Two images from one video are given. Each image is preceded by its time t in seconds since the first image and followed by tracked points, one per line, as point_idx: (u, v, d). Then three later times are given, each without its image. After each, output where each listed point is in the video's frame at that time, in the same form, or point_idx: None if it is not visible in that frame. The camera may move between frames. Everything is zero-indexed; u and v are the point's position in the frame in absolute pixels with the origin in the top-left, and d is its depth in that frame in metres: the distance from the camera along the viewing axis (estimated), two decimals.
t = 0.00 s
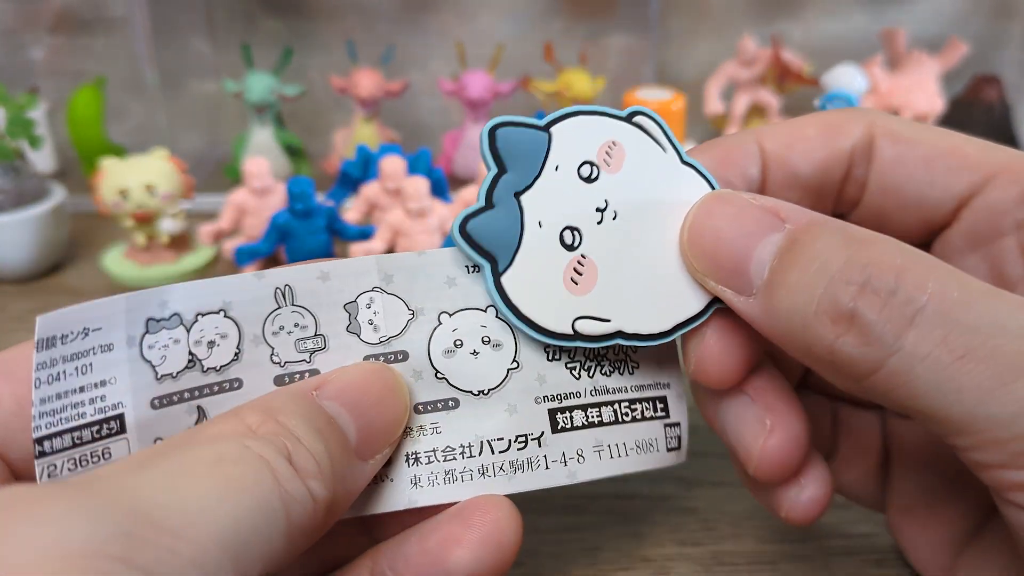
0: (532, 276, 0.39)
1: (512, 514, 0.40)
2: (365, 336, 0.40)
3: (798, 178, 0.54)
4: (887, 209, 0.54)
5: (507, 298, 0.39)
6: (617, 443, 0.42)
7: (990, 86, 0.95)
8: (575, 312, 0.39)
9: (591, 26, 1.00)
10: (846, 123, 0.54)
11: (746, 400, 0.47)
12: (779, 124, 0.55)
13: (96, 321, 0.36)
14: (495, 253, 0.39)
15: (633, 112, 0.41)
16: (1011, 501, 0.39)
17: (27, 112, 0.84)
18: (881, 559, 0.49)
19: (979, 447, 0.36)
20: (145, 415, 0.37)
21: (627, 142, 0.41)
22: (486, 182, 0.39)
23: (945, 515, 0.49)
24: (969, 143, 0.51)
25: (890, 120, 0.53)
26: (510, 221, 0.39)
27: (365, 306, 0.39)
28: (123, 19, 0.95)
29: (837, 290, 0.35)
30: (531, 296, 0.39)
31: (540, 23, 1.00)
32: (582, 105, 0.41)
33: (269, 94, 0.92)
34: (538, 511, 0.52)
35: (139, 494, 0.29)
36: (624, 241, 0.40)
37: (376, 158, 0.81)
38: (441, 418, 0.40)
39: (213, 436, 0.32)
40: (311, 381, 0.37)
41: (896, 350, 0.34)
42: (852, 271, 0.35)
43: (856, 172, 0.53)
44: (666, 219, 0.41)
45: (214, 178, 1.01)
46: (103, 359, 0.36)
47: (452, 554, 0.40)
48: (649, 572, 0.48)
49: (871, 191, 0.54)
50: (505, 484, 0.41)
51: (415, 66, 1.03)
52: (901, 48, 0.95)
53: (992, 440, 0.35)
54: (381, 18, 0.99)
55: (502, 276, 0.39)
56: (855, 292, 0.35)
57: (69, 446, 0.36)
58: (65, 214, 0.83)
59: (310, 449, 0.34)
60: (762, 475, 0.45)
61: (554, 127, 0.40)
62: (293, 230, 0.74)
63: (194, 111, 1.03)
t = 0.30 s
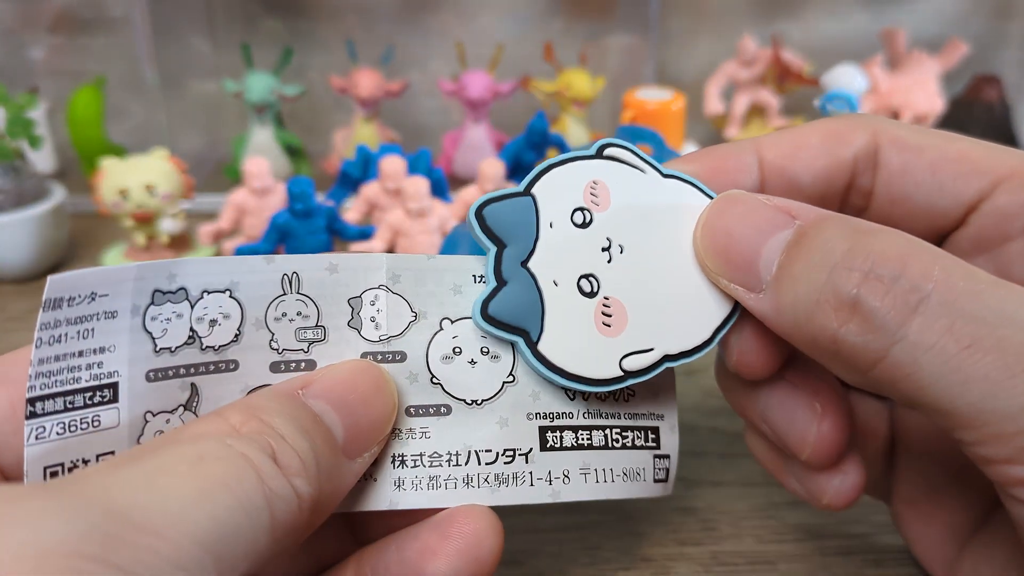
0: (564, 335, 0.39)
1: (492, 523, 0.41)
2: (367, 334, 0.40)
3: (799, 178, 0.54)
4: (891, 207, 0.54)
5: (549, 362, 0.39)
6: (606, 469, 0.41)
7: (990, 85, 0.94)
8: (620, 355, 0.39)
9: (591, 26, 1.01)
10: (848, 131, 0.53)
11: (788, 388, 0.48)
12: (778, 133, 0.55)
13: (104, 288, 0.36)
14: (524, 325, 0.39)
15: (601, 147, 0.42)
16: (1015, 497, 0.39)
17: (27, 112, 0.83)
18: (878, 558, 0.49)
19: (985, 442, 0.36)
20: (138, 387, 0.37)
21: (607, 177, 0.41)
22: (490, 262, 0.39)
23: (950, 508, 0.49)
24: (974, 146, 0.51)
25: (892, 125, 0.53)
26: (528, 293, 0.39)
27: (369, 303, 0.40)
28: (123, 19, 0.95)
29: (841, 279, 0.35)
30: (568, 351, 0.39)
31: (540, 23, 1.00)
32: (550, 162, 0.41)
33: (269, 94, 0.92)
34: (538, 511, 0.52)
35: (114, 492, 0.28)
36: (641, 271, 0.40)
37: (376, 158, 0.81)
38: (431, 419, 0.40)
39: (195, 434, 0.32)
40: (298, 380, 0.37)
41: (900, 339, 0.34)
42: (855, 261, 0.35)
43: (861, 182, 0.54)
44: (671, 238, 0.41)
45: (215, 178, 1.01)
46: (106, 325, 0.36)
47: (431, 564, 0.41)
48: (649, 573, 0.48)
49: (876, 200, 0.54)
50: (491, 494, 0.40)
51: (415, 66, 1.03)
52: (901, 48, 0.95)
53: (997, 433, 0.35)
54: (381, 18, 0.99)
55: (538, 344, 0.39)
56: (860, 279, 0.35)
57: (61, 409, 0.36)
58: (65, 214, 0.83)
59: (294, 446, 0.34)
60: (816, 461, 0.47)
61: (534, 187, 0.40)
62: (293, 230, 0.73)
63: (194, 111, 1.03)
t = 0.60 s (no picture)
0: (572, 343, 0.39)
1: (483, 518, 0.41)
2: (360, 331, 0.40)
3: (800, 177, 0.54)
4: (893, 205, 0.54)
5: (558, 372, 0.39)
6: (595, 464, 0.41)
7: (990, 86, 0.95)
8: (626, 362, 0.39)
9: (591, 26, 1.00)
10: (850, 128, 0.53)
11: (796, 385, 0.48)
12: (778, 132, 0.54)
13: (95, 283, 0.36)
14: (531, 335, 0.39)
15: (599, 154, 0.42)
16: (1015, 497, 0.39)
17: (27, 112, 0.84)
18: (877, 558, 0.49)
19: (986, 442, 0.36)
20: (129, 382, 0.37)
21: (606, 183, 0.41)
22: (494, 276, 0.39)
23: (950, 508, 0.49)
24: (976, 144, 0.51)
25: (894, 122, 0.53)
26: (533, 305, 0.39)
27: (360, 300, 0.40)
28: (123, 19, 0.95)
29: (843, 277, 0.35)
30: (575, 360, 0.39)
31: (540, 23, 1.00)
32: (547, 173, 0.41)
33: (269, 94, 0.92)
34: (538, 511, 0.52)
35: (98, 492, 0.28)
36: (645, 276, 0.40)
37: (376, 158, 0.81)
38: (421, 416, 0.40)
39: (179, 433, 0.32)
40: (283, 384, 0.37)
41: (902, 338, 0.34)
42: (856, 260, 0.35)
43: (865, 179, 0.54)
44: (672, 242, 0.41)
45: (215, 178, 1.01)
46: (97, 320, 0.36)
47: (422, 558, 0.42)
48: (649, 573, 0.48)
49: (879, 198, 0.54)
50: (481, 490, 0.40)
51: (415, 66, 1.03)
52: (901, 48, 0.95)
53: (997, 433, 0.35)
54: (381, 18, 0.99)
55: (547, 354, 0.39)
56: (860, 278, 0.35)
57: (52, 404, 0.35)
58: (65, 214, 0.83)
59: (278, 446, 0.34)
60: (825, 458, 0.47)
61: (534, 199, 0.40)
62: (293, 230, 0.73)
63: (194, 111, 1.03)
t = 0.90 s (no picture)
0: (568, 346, 0.39)
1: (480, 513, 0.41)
2: (351, 335, 0.40)
3: (799, 176, 0.54)
4: (891, 204, 0.54)
5: (554, 374, 0.39)
6: (591, 455, 0.41)
7: (990, 86, 0.95)
8: (622, 364, 0.40)
9: (591, 26, 1.01)
10: (849, 127, 0.53)
11: (792, 386, 0.48)
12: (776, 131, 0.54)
13: (84, 288, 0.36)
14: (526, 337, 0.39)
15: (596, 155, 0.41)
16: (1014, 499, 0.39)
17: (27, 111, 0.84)
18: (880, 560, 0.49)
19: (985, 444, 0.36)
20: (122, 387, 0.37)
21: (603, 185, 0.41)
22: (489, 277, 0.39)
23: (948, 509, 0.48)
24: (973, 144, 0.51)
25: (891, 121, 0.53)
26: (528, 307, 0.39)
27: (353, 304, 0.39)
28: (123, 19, 0.95)
29: (841, 280, 0.35)
30: (570, 362, 0.39)
31: (540, 23, 1.00)
32: (545, 173, 0.41)
33: (269, 94, 0.92)
34: (537, 511, 0.52)
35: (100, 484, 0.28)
36: (640, 278, 0.40)
37: (376, 158, 0.81)
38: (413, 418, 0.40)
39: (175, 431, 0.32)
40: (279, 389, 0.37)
41: (901, 340, 0.34)
42: (854, 261, 0.35)
43: (862, 177, 0.54)
44: (668, 244, 0.41)
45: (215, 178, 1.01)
46: (88, 325, 0.36)
47: (422, 554, 0.42)
48: (648, 573, 0.48)
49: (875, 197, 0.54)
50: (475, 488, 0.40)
51: (415, 66, 1.03)
52: (901, 48, 0.95)
53: (995, 436, 0.35)
54: (381, 18, 0.99)
55: (542, 356, 0.39)
56: (859, 279, 0.35)
57: (44, 406, 0.35)
58: (65, 214, 0.83)
59: (278, 445, 0.34)
60: (822, 458, 0.47)
61: (529, 201, 0.40)
62: (293, 230, 0.73)
63: (194, 110, 1.03)
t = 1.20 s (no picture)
0: (562, 310, 0.40)
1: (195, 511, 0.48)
2: (186, 368, 0.46)
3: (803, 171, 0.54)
4: (891, 200, 0.54)
5: (544, 337, 0.40)
6: (388, 476, 0.47)
7: (990, 86, 0.95)
8: (613, 335, 0.41)
9: (591, 26, 1.00)
10: (857, 122, 0.54)
11: (789, 375, 0.49)
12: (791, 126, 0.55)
13: None
14: (521, 297, 0.40)
15: (614, 128, 0.42)
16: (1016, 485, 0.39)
17: (27, 111, 0.83)
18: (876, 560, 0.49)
19: (989, 428, 0.36)
20: None
21: (617, 158, 0.42)
22: (495, 235, 0.40)
23: (945, 505, 0.50)
24: (976, 141, 0.51)
25: (896, 117, 0.54)
26: (528, 268, 0.40)
27: (188, 344, 0.47)
28: (123, 19, 0.95)
29: (850, 262, 0.35)
30: (564, 328, 0.40)
31: (540, 23, 1.00)
32: (563, 139, 0.41)
33: (269, 94, 0.92)
34: (538, 510, 0.52)
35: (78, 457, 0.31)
36: (642, 254, 0.41)
37: (376, 158, 0.81)
38: (239, 437, 0.45)
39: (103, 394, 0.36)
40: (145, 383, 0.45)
41: (907, 322, 0.34)
42: (865, 245, 0.35)
43: (866, 173, 0.54)
44: (677, 222, 0.42)
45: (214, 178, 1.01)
46: None
47: (259, 561, 0.45)
48: (649, 573, 0.48)
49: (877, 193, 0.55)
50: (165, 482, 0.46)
51: (415, 66, 1.02)
52: (901, 48, 0.95)
53: (999, 418, 0.35)
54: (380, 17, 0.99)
55: (535, 318, 0.40)
56: (866, 262, 0.35)
57: None
58: (65, 214, 0.83)
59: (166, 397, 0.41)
60: (818, 450, 0.47)
61: (545, 164, 0.41)
62: (293, 230, 0.73)
63: (194, 110, 1.03)
